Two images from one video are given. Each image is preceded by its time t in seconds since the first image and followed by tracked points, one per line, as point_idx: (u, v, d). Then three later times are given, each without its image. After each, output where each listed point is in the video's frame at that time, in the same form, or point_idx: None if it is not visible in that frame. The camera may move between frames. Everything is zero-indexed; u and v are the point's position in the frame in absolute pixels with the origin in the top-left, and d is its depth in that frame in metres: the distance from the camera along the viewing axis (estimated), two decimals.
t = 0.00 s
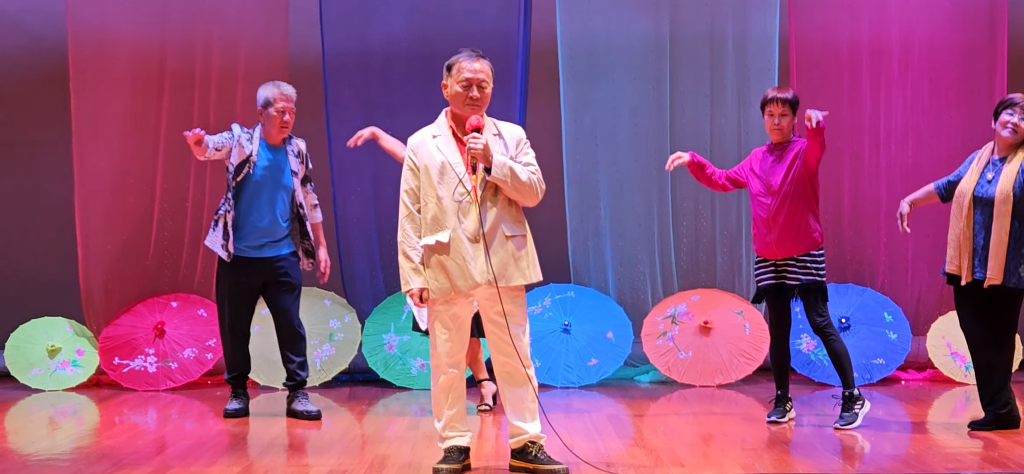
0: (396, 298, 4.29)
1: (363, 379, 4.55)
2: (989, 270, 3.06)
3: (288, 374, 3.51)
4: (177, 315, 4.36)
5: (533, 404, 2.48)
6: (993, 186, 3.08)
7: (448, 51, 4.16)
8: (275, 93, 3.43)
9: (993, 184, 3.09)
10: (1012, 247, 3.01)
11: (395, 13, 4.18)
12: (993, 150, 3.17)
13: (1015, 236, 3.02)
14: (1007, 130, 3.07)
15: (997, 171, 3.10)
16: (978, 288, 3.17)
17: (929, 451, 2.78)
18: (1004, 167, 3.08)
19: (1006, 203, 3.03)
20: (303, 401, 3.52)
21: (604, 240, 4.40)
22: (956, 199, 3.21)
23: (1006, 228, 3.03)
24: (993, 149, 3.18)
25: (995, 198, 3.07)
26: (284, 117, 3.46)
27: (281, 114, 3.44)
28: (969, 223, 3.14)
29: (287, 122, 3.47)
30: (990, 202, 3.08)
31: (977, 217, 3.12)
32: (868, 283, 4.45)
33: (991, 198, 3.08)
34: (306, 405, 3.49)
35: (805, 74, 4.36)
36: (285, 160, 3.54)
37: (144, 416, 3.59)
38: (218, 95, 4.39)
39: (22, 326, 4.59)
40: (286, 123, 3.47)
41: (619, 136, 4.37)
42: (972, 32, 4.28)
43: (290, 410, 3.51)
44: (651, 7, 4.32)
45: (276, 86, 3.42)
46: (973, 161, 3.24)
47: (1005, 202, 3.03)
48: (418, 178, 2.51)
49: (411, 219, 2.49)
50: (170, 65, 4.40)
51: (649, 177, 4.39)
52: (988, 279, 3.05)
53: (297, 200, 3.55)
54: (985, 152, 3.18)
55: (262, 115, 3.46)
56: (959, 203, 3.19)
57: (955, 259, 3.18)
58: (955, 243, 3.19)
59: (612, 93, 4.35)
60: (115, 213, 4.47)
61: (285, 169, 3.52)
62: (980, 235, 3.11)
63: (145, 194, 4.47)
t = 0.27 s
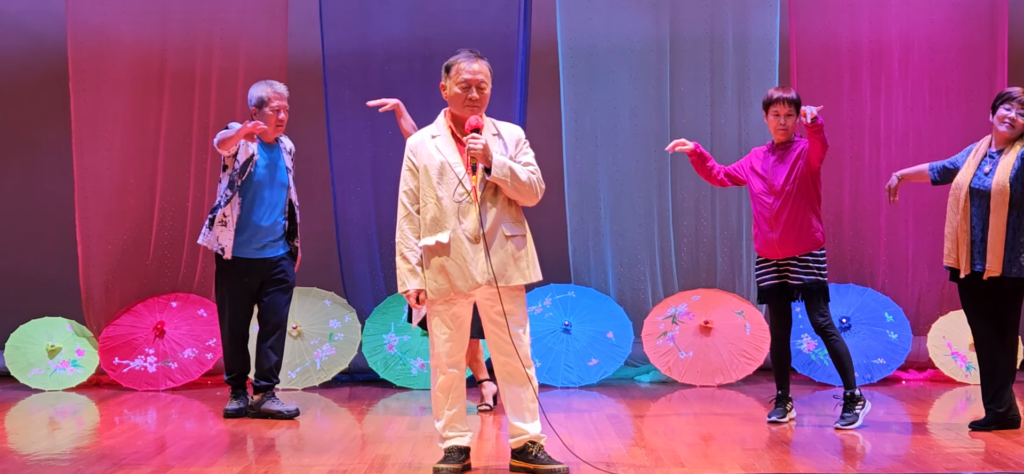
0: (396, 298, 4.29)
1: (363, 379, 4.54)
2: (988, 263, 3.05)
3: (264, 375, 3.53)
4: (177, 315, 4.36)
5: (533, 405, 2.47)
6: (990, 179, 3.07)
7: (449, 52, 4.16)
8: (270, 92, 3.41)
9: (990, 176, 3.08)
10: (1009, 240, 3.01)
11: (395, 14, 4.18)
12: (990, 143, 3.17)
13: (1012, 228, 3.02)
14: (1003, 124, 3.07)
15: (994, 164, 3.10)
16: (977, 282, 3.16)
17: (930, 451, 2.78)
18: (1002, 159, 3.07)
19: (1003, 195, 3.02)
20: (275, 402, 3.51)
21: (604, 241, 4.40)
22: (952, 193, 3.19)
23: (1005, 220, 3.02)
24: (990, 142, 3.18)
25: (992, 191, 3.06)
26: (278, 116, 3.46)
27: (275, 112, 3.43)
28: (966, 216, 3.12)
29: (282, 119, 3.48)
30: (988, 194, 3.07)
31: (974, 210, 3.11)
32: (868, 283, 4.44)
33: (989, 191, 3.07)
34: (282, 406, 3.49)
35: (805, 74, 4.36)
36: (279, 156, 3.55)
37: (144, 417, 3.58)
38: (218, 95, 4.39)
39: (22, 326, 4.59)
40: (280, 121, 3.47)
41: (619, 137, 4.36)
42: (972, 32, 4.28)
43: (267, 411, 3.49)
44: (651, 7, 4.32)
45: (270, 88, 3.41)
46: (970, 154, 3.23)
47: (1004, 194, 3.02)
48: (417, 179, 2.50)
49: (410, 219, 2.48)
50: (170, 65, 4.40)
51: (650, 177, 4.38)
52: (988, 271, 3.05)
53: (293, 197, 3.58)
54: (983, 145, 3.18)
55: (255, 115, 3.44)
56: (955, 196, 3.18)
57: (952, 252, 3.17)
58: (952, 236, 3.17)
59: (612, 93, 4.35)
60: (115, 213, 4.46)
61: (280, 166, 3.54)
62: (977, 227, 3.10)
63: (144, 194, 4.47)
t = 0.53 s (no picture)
0: (396, 298, 4.29)
1: (363, 379, 4.54)
2: (991, 264, 3.05)
3: (263, 376, 3.52)
4: (177, 315, 4.36)
5: (533, 404, 2.47)
6: (991, 179, 3.07)
7: (449, 52, 4.16)
8: (274, 90, 3.42)
9: (990, 177, 3.08)
10: (1011, 240, 3.02)
11: (395, 14, 4.18)
12: (986, 144, 3.17)
13: (1013, 228, 3.03)
14: (997, 126, 3.07)
15: (993, 164, 3.10)
16: (977, 284, 3.15)
17: (930, 451, 2.78)
18: (1001, 160, 3.08)
19: (1004, 195, 3.03)
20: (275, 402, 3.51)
21: (604, 240, 4.40)
22: (951, 194, 3.18)
23: (1007, 220, 3.03)
24: (986, 143, 3.17)
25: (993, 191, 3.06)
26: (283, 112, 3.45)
27: (280, 109, 3.43)
28: (966, 217, 3.12)
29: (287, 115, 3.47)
30: (989, 195, 3.06)
31: (974, 210, 3.11)
32: (868, 283, 4.44)
33: (990, 191, 3.07)
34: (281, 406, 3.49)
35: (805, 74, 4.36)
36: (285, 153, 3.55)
37: (144, 416, 3.58)
38: (218, 95, 4.39)
39: (22, 326, 4.59)
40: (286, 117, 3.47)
41: (619, 136, 4.37)
42: (972, 32, 4.28)
43: (266, 412, 3.49)
44: (650, 7, 4.32)
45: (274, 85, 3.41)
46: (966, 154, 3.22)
47: (1004, 195, 3.03)
48: (417, 179, 2.50)
49: (410, 220, 2.48)
50: (170, 65, 4.39)
51: (650, 177, 4.38)
52: (991, 272, 3.04)
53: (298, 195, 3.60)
54: (979, 145, 3.18)
55: (259, 113, 3.43)
56: (954, 196, 3.17)
57: (952, 253, 3.15)
58: (951, 237, 3.16)
59: (612, 93, 4.35)
60: (115, 213, 4.46)
61: (288, 163, 3.55)
62: (977, 228, 3.10)
63: (144, 194, 4.47)
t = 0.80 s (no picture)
0: (396, 298, 4.29)
1: (363, 379, 4.54)
2: (991, 264, 3.05)
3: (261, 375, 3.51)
4: (177, 315, 4.36)
5: (533, 404, 2.47)
6: (992, 179, 3.07)
7: (449, 52, 4.16)
8: (273, 88, 3.40)
9: (991, 177, 3.08)
10: (1011, 239, 3.02)
11: (396, 14, 4.18)
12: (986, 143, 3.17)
13: (1014, 228, 3.03)
14: (996, 127, 3.07)
15: (993, 164, 3.10)
16: (977, 284, 3.15)
17: (930, 451, 2.78)
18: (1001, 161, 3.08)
19: (1005, 195, 3.03)
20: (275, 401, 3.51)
21: (605, 240, 4.40)
22: (951, 194, 3.18)
23: (1008, 221, 3.02)
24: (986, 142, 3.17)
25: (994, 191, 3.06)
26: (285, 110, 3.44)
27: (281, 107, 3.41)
28: (967, 217, 3.12)
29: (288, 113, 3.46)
30: (990, 195, 3.06)
31: (975, 210, 3.10)
32: (868, 283, 4.44)
33: (990, 191, 3.07)
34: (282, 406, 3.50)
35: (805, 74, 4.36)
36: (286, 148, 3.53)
37: (144, 416, 3.58)
38: (218, 95, 4.39)
39: (22, 326, 4.59)
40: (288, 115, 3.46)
41: (619, 136, 4.37)
42: (972, 32, 4.28)
43: (265, 412, 3.48)
44: (650, 7, 4.32)
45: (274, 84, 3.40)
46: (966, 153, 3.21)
47: (1005, 195, 3.03)
48: (417, 178, 2.50)
49: (410, 220, 2.48)
50: (171, 66, 4.39)
51: (650, 177, 4.38)
52: (993, 272, 3.04)
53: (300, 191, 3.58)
54: (979, 144, 3.17)
55: (261, 112, 3.42)
56: (955, 196, 3.16)
57: (953, 254, 3.15)
58: (952, 238, 3.16)
59: (612, 93, 4.34)
60: (115, 213, 4.46)
61: (290, 158, 3.53)
62: (978, 228, 3.10)
63: (144, 194, 4.47)
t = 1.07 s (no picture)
0: (396, 298, 4.29)
1: (364, 379, 4.54)
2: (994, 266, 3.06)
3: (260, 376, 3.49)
4: (177, 315, 4.36)
5: (533, 405, 2.47)
6: (996, 180, 3.07)
7: (449, 52, 4.16)
8: (267, 87, 3.34)
9: (995, 178, 3.08)
10: (1015, 241, 3.02)
11: (396, 14, 4.17)
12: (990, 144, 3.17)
13: (1018, 230, 3.03)
14: (998, 128, 3.07)
15: (997, 166, 3.10)
16: (981, 285, 3.15)
17: (930, 451, 2.78)
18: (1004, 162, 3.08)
19: (1008, 197, 3.03)
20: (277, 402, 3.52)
21: (604, 240, 4.40)
22: (955, 195, 3.18)
23: (1011, 222, 3.03)
24: (990, 142, 3.17)
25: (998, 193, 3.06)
26: (278, 109, 3.37)
27: (273, 105, 3.35)
28: (970, 218, 3.12)
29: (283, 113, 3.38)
30: (993, 196, 3.06)
31: (979, 211, 3.11)
32: (868, 283, 4.45)
33: (994, 192, 3.07)
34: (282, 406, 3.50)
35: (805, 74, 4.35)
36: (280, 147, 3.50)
37: (144, 416, 3.58)
38: (218, 95, 4.39)
39: (22, 326, 4.59)
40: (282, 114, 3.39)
41: (619, 136, 4.37)
42: (972, 32, 4.28)
43: (267, 412, 3.49)
44: (651, 7, 4.32)
45: (266, 82, 3.34)
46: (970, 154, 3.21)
47: (1009, 197, 3.03)
48: (417, 178, 2.50)
49: (410, 219, 2.48)
50: (170, 66, 4.39)
51: (650, 178, 4.38)
52: (995, 274, 3.05)
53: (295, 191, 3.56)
54: (983, 144, 3.17)
55: (255, 112, 3.36)
56: (959, 197, 3.16)
57: (956, 256, 3.17)
58: (955, 239, 3.17)
59: (612, 93, 4.34)
60: (114, 213, 4.46)
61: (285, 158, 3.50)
62: (982, 229, 3.10)
63: (144, 194, 4.47)
